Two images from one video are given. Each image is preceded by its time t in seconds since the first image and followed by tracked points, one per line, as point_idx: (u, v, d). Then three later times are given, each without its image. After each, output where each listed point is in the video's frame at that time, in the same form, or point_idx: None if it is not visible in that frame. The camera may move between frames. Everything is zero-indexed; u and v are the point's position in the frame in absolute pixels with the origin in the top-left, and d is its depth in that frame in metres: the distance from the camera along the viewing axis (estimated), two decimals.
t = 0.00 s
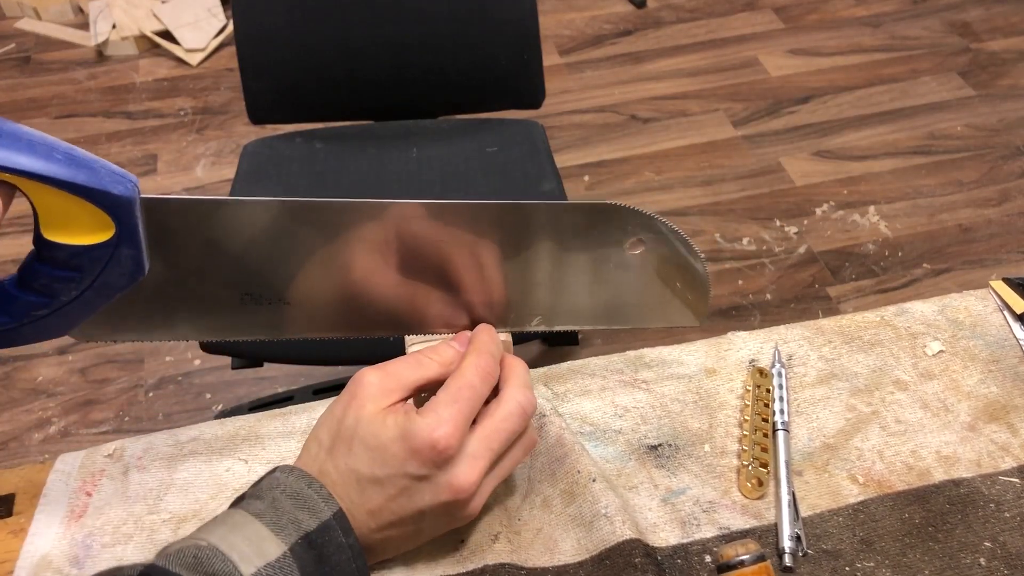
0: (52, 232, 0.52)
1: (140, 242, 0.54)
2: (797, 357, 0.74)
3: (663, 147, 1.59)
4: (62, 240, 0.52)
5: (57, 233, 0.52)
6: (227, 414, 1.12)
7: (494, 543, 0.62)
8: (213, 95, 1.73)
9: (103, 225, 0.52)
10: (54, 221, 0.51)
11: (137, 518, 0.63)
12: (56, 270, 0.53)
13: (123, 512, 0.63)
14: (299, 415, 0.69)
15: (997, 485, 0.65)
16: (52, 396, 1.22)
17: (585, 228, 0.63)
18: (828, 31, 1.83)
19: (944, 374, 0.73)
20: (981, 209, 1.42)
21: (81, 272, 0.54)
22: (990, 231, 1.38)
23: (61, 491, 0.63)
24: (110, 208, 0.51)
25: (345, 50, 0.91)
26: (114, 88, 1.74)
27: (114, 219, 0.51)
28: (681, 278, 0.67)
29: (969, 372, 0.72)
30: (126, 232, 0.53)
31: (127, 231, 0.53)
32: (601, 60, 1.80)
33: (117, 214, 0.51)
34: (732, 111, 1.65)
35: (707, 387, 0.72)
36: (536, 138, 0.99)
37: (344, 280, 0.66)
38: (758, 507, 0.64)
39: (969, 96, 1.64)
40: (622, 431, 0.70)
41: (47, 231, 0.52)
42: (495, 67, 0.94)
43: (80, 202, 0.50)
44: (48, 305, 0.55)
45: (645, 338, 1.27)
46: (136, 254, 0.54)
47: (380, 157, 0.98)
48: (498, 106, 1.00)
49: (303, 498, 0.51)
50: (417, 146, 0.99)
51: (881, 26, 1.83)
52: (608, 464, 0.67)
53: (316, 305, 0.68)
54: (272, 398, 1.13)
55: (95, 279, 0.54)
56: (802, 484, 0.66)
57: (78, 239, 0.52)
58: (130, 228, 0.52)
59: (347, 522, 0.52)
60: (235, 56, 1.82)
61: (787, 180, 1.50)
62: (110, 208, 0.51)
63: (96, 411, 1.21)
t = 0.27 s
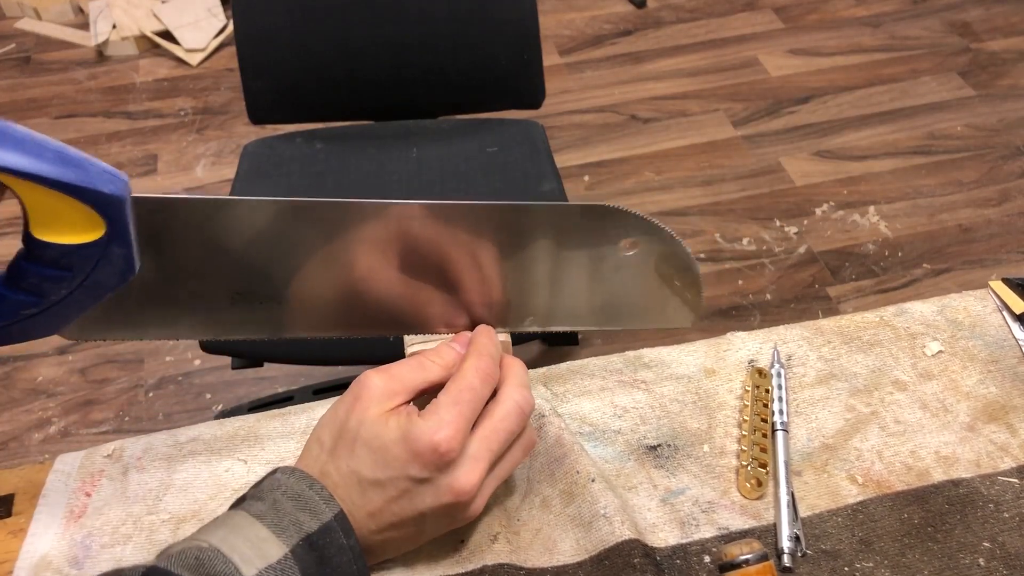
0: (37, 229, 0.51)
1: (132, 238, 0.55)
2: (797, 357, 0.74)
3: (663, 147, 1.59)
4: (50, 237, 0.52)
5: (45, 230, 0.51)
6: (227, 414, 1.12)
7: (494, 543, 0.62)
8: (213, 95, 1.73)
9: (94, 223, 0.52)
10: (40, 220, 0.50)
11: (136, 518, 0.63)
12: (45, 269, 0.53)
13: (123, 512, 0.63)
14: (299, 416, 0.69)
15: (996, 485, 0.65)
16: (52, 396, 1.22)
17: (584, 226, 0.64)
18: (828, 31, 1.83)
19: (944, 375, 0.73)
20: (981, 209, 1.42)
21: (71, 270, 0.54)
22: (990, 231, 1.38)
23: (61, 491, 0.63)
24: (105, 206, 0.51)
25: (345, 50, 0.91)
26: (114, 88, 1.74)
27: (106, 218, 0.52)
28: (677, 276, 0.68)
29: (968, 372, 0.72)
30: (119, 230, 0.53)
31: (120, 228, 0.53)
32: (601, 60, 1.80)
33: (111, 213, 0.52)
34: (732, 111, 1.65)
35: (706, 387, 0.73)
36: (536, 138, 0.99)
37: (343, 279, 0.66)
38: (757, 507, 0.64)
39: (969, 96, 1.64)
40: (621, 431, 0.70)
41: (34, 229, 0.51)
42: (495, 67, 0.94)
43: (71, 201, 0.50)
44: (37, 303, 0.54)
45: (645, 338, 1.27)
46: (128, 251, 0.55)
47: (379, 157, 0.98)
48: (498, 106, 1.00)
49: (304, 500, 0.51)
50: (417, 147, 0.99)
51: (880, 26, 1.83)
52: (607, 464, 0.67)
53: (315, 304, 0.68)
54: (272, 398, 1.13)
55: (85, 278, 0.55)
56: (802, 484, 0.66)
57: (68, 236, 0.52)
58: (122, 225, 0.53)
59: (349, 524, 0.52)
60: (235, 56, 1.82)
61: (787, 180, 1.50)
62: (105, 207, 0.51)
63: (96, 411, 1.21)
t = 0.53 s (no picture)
0: None
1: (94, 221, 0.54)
2: (795, 357, 0.74)
3: (663, 147, 1.59)
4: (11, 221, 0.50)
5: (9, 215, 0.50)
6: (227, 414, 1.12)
7: (492, 544, 0.62)
8: (213, 95, 1.73)
9: (55, 203, 0.51)
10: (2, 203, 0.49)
11: (136, 519, 0.63)
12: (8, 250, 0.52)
13: (122, 513, 0.63)
14: (297, 416, 0.69)
15: (995, 486, 0.65)
16: (52, 396, 1.23)
17: (578, 228, 0.63)
18: (827, 31, 1.83)
19: (943, 375, 0.73)
20: (981, 209, 1.42)
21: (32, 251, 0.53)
22: (990, 231, 1.38)
23: (60, 492, 0.63)
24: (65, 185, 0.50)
25: (345, 50, 0.91)
26: (115, 88, 1.74)
27: (69, 199, 0.51)
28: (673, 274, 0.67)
29: (967, 372, 0.72)
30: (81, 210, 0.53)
31: (81, 209, 0.53)
32: (601, 60, 1.80)
33: (72, 193, 0.51)
34: (732, 111, 1.65)
35: (705, 388, 0.73)
36: (535, 138, 0.99)
37: (342, 276, 0.65)
38: (756, 508, 0.64)
39: (969, 96, 1.64)
40: (620, 432, 0.70)
41: None
42: (495, 67, 0.94)
43: (32, 180, 0.49)
44: None
45: (645, 339, 1.27)
46: (88, 232, 0.54)
47: (379, 157, 0.98)
48: (497, 106, 1.00)
49: (303, 500, 0.51)
50: (417, 147, 0.99)
51: (881, 26, 1.83)
52: (606, 464, 0.68)
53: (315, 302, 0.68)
54: (271, 398, 1.13)
55: (44, 259, 0.54)
56: (801, 485, 0.66)
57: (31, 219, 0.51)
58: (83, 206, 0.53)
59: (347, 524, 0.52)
60: (235, 56, 1.82)
61: (787, 181, 1.50)
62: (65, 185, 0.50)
63: (96, 411, 1.22)
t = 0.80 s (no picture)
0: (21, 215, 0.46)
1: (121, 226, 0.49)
2: (797, 357, 0.74)
3: (663, 147, 1.59)
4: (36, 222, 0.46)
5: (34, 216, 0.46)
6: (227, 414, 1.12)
7: (494, 543, 0.62)
8: (213, 95, 1.73)
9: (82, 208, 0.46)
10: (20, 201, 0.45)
11: (137, 517, 0.63)
12: (32, 252, 0.48)
13: (123, 511, 0.63)
14: (299, 415, 0.69)
15: (996, 485, 0.65)
16: (52, 396, 1.22)
17: (589, 223, 0.64)
18: (827, 31, 1.83)
19: (944, 374, 0.73)
20: (981, 209, 1.42)
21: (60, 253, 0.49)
22: (990, 231, 1.38)
23: (61, 491, 0.63)
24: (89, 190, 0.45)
25: (345, 50, 0.91)
26: (114, 88, 1.74)
27: (97, 204, 0.46)
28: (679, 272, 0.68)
29: (969, 372, 0.72)
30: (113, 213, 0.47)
31: (110, 214, 0.48)
32: (601, 60, 1.80)
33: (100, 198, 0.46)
34: (732, 111, 1.65)
35: (706, 387, 0.73)
36: (536, 138, 0.99)
37: (346, 272, 0.65)
38: (758, 507, 0.64)
39: (969, 96, 1.64)
40: (621, 431, 0.70)
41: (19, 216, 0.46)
42: (495, 68, 0.94)
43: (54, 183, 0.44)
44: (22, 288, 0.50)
45: (645, 338, 1.27)
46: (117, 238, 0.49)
47: (380, 157, 0.98)
48: (498, 106, 1.00)
49: (307, 499, 0.51)
50: (417, 146, 0.99)
51: (881, 27, 1.83)
52: (607, 464, 0.67)
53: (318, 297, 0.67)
54: (272, 397, 1.13)
55: (72, 263, 0.50)
56: (802, 484, 0.66)
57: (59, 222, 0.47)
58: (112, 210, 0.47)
59: (351, 523, 0.52)
60: (234, 56, 1.82)
61: (787, 180, 1.50)
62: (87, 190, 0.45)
63: (96, 411, 1.21)
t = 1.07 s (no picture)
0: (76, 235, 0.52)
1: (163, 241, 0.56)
2: (796, 357, 0.74)
3: (663, 147, 1.59)
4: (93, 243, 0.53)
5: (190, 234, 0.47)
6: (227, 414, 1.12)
7: (493, 543, 0.62)
8: (213, 95, 1.73)
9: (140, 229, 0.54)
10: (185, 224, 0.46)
11: (136, 518, 0.63)
12: (190, 270, 0.50)
13: (123, 512, 0.63)
14: (298, 416, 0.69)
15: (996, 485, 0.65)
16: (52, 396, 1.22)
17: (594, 220, 0.64)
18: (827, 31, 1.83)
19: (943, 375, 0.73)
20: (981, 209, 1.42)
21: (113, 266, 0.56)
22: (990, 231, 1.38)
23: (60, 491, 0.63)
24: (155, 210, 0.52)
25: (345, 50, 0.91)
26: (114, 88, 1.74)
27: (250, 222, 0.48)
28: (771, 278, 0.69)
29: (968, 372, 0.72)
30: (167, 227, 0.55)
31: (259, 231, 0.49)
32: (601, 60, 1.80)
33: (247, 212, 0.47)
34: (732, 111, 1.65)
35: (706, 387, 0.73)
36: (535, 138, 0.99)
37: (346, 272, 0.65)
38: (757, 508, 0.64)
39: (969, 96, 1.64)
40: (621, 431, 0.70)
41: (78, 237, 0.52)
42: (495, 68, 0.94)
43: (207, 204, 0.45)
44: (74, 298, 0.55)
45: (645, 339, 1.27)
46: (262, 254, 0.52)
47: (379, 157, 0.98)
48: (498, 106, 1.00)
49: (305, 502, 0.51)
50: (416, 147, 0.99)
51: (881, 26, 1.83)
52: (607, 464, 0.68)
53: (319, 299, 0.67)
54: (271, 397, 1.13)
55: (220, 277, 0.52)
56: (802, 484, 0.66)
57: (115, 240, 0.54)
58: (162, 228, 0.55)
59: (349, 525, 0.52)
60: (234, 56, 1.82)
61: (787, 180, 1.50)
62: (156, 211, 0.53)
63: (96, 411, 1.21)
